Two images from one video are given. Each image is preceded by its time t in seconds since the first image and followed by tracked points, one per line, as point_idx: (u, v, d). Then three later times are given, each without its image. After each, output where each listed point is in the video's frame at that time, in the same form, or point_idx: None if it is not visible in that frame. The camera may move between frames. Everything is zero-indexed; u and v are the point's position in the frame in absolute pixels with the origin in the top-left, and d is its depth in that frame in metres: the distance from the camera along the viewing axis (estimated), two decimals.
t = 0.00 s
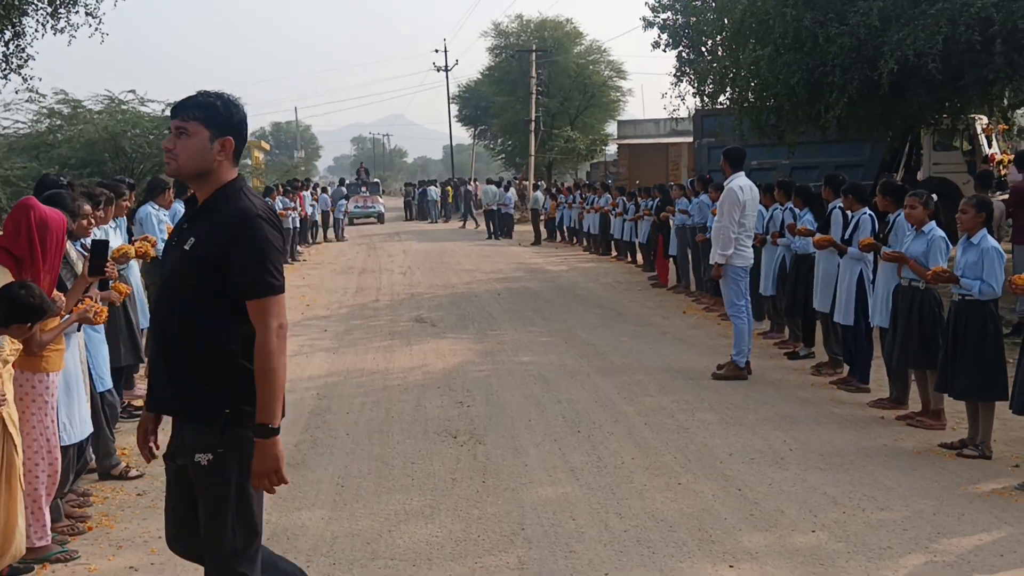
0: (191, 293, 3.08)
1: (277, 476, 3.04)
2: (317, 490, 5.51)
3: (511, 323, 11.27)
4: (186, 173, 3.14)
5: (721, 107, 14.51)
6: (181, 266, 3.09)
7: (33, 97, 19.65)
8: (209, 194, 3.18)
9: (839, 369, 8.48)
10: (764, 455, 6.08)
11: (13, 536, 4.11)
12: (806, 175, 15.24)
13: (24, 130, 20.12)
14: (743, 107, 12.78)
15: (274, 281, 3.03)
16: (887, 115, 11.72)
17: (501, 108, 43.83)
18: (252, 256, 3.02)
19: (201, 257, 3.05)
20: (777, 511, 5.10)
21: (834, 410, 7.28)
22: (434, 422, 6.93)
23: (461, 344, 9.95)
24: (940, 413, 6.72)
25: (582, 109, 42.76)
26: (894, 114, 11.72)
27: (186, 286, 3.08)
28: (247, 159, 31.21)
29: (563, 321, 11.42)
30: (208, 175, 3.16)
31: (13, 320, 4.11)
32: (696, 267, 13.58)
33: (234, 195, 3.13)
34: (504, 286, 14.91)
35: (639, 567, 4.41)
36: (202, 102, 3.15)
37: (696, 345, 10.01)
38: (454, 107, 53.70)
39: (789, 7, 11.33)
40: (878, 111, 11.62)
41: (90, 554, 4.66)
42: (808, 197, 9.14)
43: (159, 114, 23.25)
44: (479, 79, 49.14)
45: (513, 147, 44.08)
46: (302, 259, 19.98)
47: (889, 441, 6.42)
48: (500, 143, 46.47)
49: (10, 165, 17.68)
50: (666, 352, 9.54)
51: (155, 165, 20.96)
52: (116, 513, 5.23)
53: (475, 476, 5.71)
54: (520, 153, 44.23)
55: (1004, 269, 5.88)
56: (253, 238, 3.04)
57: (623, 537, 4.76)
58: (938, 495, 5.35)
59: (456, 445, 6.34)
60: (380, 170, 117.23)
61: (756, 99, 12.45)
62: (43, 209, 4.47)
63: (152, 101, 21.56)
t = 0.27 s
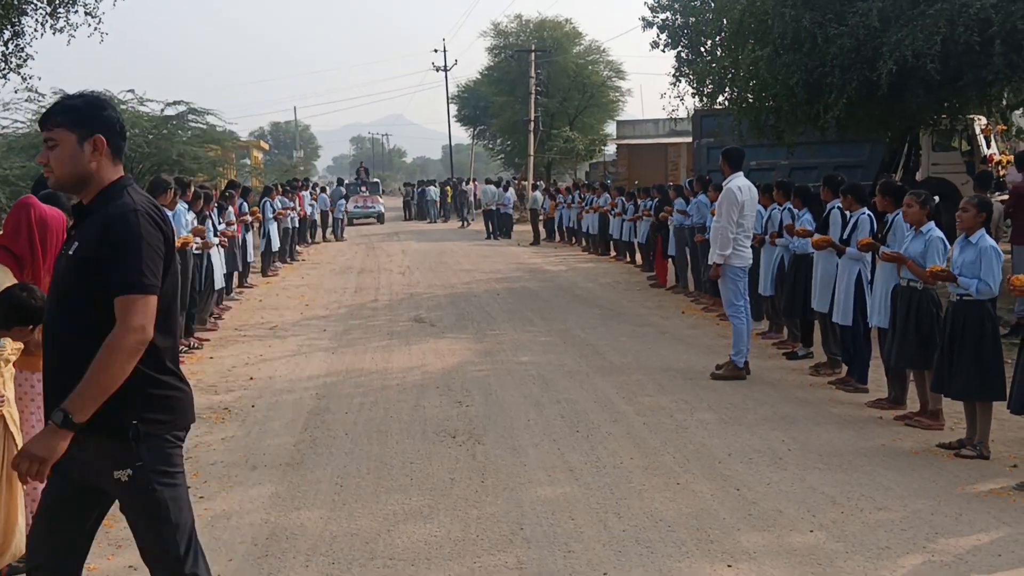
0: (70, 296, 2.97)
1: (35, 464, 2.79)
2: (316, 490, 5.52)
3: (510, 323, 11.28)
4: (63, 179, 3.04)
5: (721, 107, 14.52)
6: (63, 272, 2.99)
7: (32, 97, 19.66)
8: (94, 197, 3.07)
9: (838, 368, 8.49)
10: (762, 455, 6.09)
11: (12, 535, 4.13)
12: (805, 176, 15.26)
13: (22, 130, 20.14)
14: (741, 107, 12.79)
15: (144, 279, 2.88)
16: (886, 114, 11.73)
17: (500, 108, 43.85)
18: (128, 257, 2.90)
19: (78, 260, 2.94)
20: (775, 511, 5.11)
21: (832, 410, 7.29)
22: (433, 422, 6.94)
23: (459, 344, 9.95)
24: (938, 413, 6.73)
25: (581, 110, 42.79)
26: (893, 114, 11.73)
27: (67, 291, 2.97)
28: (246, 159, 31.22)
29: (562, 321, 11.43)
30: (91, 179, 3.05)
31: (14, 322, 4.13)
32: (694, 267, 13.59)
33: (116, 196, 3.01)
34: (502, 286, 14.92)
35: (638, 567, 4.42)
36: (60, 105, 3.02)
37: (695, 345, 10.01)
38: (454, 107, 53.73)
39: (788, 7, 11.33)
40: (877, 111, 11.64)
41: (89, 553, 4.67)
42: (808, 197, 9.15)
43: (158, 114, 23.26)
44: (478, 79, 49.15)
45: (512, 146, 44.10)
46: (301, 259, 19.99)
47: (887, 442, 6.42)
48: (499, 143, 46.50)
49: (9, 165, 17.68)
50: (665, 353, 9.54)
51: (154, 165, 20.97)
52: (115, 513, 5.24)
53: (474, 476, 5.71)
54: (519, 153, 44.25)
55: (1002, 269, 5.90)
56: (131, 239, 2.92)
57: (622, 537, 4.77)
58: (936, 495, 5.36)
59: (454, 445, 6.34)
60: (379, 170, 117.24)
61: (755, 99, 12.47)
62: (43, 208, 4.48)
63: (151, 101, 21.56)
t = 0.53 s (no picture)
0: None
1: None
2: (316, 489, 5.52)
3: (510, 323, 11.28)
4: None
5: (720, 108, 14.52)
6: None
7: (32, 97, 19.66)
8: None
9: (838, 369, 8.49)
10: (762, 455, 6.09)
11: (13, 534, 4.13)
12: (805, 176, 15.26)
13: (22, 129, 20.14)
14: (742, 107, 12.79)
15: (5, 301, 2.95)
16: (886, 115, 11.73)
17: (500, 108, 43.84)
18: None
19: None
20: (775, 511, 5.11)
21: (832, 410, 7.29)
22: (432, 421, 6.94)
23: (459, 344, 9.96)
24: (938, 413, 6.73)
25: (581, 110, 42.79)
26: (893, 114, 11.74)
27: None
28: (246, 159, 31.22)
29: (562, 321, 11.43)
30: None
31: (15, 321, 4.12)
32: (695, 267, 13.59)
33: None
34: (502, 286, 14.92)
35: (638, 566, 4.43)
36: None
37: (695, 345, 10.01)
38: (454, 107, 53.72)
39: (788, 7, 11.35)
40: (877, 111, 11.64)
41: (89, 553, 4.67)
42: (808, 197, 9.16)
43: (158, 113, 23.25)
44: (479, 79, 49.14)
45: (512, 146, 44.08)
46: (301, 259, 19.98)
47: (886, 442, 6.42)
48: (499, 143, 46.50)
49: (9, 164, 17.68)
50: (665, 353, 9.54)
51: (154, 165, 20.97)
52: (115, 512, 5.24)
53: (474, 475, 5.71)
54: (519, 153, 44.25)
55: (1001, 269, 5.89)
56: None
57: (622, 537, 4.77)
58: (936, 495, 5.37)
59: (454, 445, 6.34)
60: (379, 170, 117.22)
61: (755, 99, 12.47)
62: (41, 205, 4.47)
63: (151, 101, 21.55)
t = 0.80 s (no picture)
0: None
1: None
2: (316, 485, 5.53)
3: (510, 319, 11.28)
4: None
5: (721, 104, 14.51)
6: None
7: (32, 93, 19.66)
8: None
9: (838, 365, 8.49)
10: (762, 452, 6.09)
11: (13, 530, 4.13)
12: (805, 173, 15.27)
13: (22, 126, 20.14)
14: (742, 104, 12.78)
15: None
16: (886, 111, 11.73)
17: (500, 105, 43.83)
18: None
19: None
20: (775, 507, 5.12)
21: (832, 407, 7.29)
22: (433, 418, 6.94)
23: (459, 340, 9.96)
24: (938, 410, 6.73)
25: (581, 107, 42.78)
26: (893, 111, 11.73)
27: None
28: (246, 155, 31.21)
29: (562, 318, 11.43)
30: None
31: (16, 318, 4.12)
32: (695, 264, 13.59)
33: None
34: (502, 283, 14.92)
35: (638, 562, 4.43)
36: None
37: (695, 342, 10.01)
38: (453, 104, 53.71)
39: (788, 4, 11.33)
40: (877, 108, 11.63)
41: (90, 548, 4.67)
42: (807, 194, 9.15)
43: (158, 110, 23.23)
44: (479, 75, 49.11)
45: (512, 143, 44.06)
46: (301, 256, 19.97)
47: (886, 438, 6.43)
48: (499, 140, 46.50)
49: (9, 161, 17.68)
50: (665, 349, 9.54)
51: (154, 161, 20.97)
52: (115, 508, 5.24)
53: (474, 472, 5.72)
54: (519, 150, 44.23)
55: (1001, 266, 5.89)
56: None
57: (622, 533, 4.77)
58: (936, 492, 5.37)
59: (454, 441, 6.34)
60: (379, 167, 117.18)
61: (755, 96, 12.46)
62: (41, 201, 4.48)
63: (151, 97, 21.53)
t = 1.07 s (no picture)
0: None
1: None
2: (316, 477, 5.55)
3: (509, 312, 11.28)
4: None
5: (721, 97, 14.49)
6: None
7: (31, 85, 19.63)
8: None
9: (837, 358, 8.49)
10: (762, 444, 6.10)
11: (14, 521, 4.14)
12: (805, 165, 15.26)
13: (22, 118, 20.12)
14: (742, 96, 12.77)
15: None
16: (887, 104, 11.71)
17: (500, 97, 43.76)
18: None
19: None
20: (774, 499, 5.13)
21: (831, 400, 7.30)
22: (433, 410, 6.95)
23: (459, 332, 9.96)
24: (937, 402, 6.74)
25: (581, 99, 42.71)
26: (893, 103, 11.72)
27: None
28: (246, 147, 31.18)
29: (562, 311, 11.43)
30: None
31: (15, 308, 4.12)
32: (695, 257, 13.59)
33: None
34: (502, 275, 14.91)
35: (637, 554, 4.44)
36: None
37: (695, 334, 10.02)
38: (453, 96, 53.64)
39: None
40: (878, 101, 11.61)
41: (91, 540, 4.68)
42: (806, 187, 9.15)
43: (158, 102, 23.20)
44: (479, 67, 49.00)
45: (512, 136, 44.00)
46: (301, 248, 19.96)
47: (886, 431, 6.43)
48: (499, 132, 46.44)
49: (8, 153, 17.67)
50: (665, 342, 9.54)
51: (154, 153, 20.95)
52: (116, 499, 5.25)
53: (474, 464, 5.72)
54: (519, 142, 44.17)
55: (1000, 259, 5.88)
56: None
57: (621, 525, 4.78)
58: (935, 484, 5.38)
59: (454, 433, 6.35)
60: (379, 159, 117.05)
61: (756, 89, 12.45)
62: (39, 193, 4.47)
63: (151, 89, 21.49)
